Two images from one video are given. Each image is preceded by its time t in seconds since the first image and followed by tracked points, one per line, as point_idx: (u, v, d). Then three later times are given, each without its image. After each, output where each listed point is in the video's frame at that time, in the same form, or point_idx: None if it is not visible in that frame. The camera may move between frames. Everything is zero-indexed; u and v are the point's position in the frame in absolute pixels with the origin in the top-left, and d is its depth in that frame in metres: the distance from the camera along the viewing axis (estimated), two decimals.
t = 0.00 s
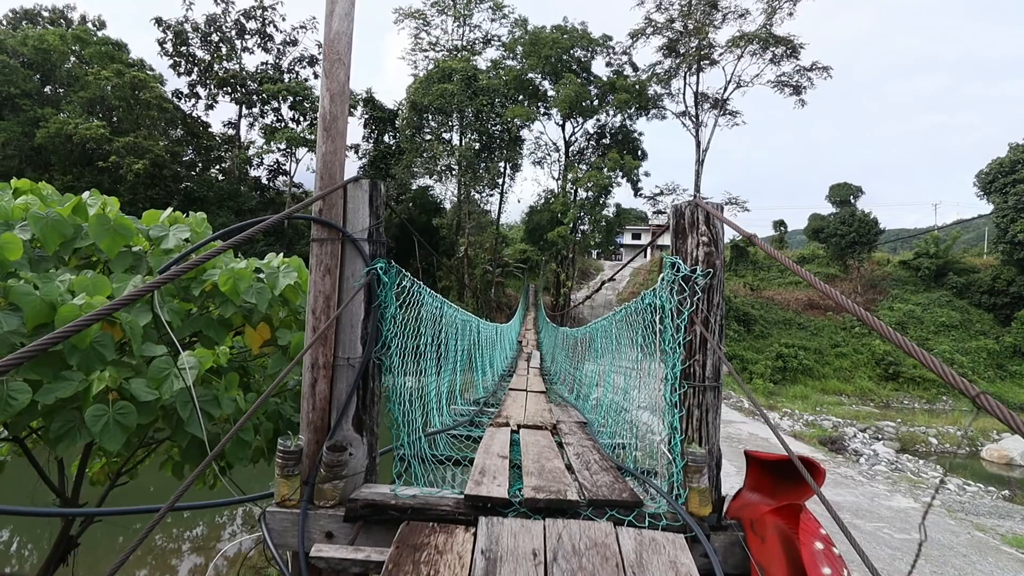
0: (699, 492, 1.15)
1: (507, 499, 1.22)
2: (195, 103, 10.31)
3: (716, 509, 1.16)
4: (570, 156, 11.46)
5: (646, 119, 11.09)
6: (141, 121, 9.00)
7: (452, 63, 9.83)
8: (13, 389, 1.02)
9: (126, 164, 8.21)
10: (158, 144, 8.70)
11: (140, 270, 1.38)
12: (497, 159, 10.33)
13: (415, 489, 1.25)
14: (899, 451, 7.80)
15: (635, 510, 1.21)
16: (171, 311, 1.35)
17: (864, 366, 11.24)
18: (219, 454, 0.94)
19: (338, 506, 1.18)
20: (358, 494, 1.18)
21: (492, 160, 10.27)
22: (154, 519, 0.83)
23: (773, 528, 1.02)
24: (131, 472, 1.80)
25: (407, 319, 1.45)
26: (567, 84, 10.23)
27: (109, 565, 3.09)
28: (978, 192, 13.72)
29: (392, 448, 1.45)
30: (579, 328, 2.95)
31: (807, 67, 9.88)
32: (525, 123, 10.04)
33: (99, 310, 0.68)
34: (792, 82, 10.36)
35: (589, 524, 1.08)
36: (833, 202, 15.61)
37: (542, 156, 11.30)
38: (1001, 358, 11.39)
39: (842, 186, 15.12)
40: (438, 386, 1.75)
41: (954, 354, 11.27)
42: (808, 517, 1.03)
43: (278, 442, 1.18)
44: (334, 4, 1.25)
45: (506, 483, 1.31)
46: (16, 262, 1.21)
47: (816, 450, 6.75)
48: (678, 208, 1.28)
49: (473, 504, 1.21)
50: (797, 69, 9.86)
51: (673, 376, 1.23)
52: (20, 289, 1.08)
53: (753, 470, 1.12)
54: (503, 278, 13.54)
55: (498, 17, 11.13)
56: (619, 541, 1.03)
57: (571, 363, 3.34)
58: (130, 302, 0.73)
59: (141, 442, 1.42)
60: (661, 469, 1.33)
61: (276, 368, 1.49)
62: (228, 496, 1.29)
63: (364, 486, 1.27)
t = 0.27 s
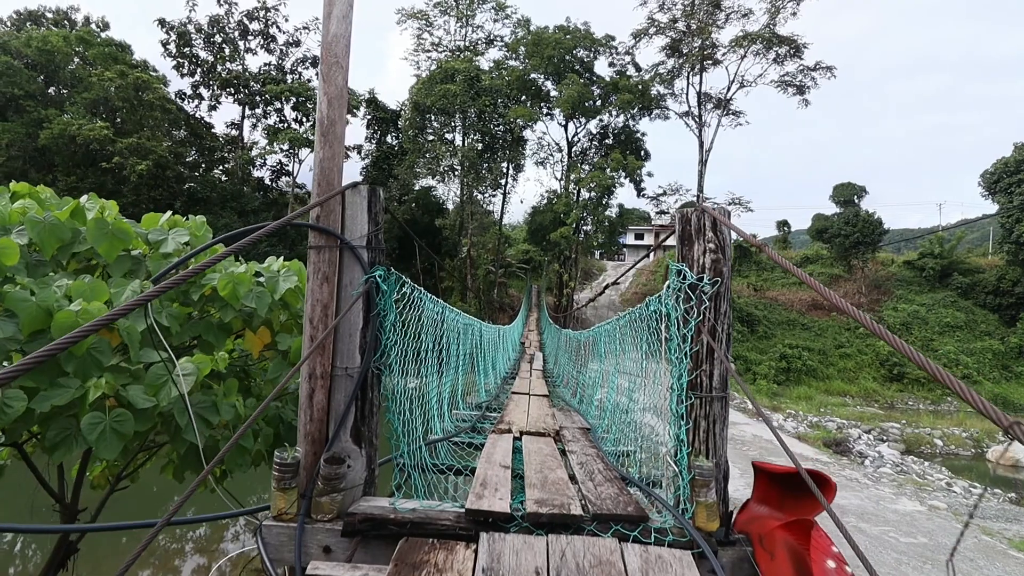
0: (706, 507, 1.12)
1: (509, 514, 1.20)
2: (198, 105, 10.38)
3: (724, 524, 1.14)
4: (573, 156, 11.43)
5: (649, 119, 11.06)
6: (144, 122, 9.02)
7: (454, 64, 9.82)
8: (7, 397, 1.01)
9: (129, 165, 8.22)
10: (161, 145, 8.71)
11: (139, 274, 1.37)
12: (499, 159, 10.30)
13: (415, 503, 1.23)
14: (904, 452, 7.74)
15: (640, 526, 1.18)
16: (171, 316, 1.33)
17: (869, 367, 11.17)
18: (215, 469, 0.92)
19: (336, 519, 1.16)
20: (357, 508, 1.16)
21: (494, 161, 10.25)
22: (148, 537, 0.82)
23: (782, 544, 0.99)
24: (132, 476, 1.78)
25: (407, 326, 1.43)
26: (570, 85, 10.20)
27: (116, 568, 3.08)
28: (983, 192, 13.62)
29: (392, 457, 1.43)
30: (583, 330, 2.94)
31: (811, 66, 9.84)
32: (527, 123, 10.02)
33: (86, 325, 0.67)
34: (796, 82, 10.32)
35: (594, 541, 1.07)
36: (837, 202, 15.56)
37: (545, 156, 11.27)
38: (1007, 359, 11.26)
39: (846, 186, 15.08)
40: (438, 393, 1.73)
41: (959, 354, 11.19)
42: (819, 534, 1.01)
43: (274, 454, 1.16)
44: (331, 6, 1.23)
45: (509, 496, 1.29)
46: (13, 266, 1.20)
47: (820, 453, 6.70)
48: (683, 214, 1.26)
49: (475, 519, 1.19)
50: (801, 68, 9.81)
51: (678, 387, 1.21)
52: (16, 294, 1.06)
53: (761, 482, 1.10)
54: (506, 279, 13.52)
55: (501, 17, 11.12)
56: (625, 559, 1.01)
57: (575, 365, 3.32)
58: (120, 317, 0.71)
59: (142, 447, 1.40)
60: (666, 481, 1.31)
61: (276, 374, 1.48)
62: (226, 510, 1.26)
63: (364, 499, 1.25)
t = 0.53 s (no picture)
0: (712, 516, 1.10)
1: (511, 524, 1.18)
2: (200, 105, 10.38)
3: (730, 533, 1.12)
4: (575, 157, 11.41)
5: (651, 119, 11.04)
6: (147, 123, 9.03)
7: (456, 64, 9.79)
8: (3, 403, 1.00)
9: (131, 165, 8.23)
10: (163, 145, 8.71)
11: (139, 277, 1.36)
12: (501, 159, 10.29)
13: (415, 513, 1.21)
14: (908, 453, 7.69)
15: (645, 535, 1.17)
16: (170, 319, 1.32)
17: (871, 367, 11.12)
18: (215, 475, 0.92)
19: (334, 529, 1.15)
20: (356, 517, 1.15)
21: (496, 161, 10.23)
22: (148, 544, 0.81)
23: (789, 553, 0.98)
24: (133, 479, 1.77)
25: (407, 331, 1.42)
26: (571, 85, 10.18)
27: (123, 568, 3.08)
28: (987, 192, 13.55)
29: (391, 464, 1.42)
30: (585, 333, 2.93)
31: (813, 66, 9.81)
32: (529, 123, 10.01)
33: (90, 329, 0.66)
34: (798, 81, 10.28)
35: (595, 552, 1.06)
36: (839, 202, 15.53)
37: (547, 157, 11.25)
38: (1011, 359, 11.20)
39: (848, 186, 15.07)
40: (437, 397, 1.72)
41: (962, 355, 11.14)
42: (827, 545, 0.99)
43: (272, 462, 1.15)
44: (329, 7, 1.22)
45: (510, 505, 1.27)
46: (12, 269, 1.19)
47: (823, 454, 6.67)
48: (686, 217, 1.25)
49: (476, 529, 1.17)
50: (803, 68, 9.78)
51: (682, 394, 1.19)
52: (12, 298, 1.05)
53: (767, 490, 1.09)
54: (508, 279, 13.50)
55: (503, 17, 11.11)
56: (628, 571, 1.00)
57: (577, 367, 3.31)
58: (121, 323, 0.70)
59: (141, 451, 1.40)
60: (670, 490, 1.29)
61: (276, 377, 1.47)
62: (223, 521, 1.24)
63: (363, 507, 1.23)
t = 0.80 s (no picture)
0: (720, 531, 1.07)
1: (513, 539, 1.16)
2: (203, 106, 10.40)
3: (739, 549, 1.10)
4: (577, 157, 11.38)
5: (653, 119, 11.00)
6: (150, 124, 9.04)
7: (458, 64, 9.77)
8: None
9: (134, 166, 8.24)
10: (166, 146, 8.72)
11: (138, 280, 1.35)
12: (503, 160, 10.25)
13: (416, 526, 1.19)
14: (912, 455, 7.63)
15: (651, 550, 1.15)
16: (169, 324, 1.31)
17: (876, 368, 11.06)
18: (214, 487, 0.90)
19: (333, 542, 1.13)
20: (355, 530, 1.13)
21: (498, 162, 10.21)
22: (147, 557, 0.79)
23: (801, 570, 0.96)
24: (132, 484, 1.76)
25: (407, 339, 1.40)
26: (574, 85, 10.16)
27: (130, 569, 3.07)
28: (992, 192, 13.46)
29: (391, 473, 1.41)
30: (588, 336, 2.91)
31: (816, 66, 9.76)
32: (531, 123, 9.99)
33: (85, 340, 0.64)
34: (801, 81, 10.23)
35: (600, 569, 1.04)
36: (843, 202, 15.47)
37: (549, 157, 11.22)
38: (1017, 361, 11.11)
39: (851, 186, 15.05)
40: (437, 404, 1.70)
41: (967, 356, 11.06)
42: (839, 561, 0.97)
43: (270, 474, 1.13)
44: (328, 8, 1.21)
45: (512, 518, 1.26)
46: (9, 273, 1.17)
47: (828, 456, 6.62)
48: (695, 223, 1.23)
49: (478, 544, 1.16)
50: (806, 68, 9.72)
51: (689, 405, 1.17)
52: (9, 303, 1.04)
53: (775, 502, 1.07)
54: (510, 279, 13.47)
55: (505, 18, 11.09)
56: None
57: (579, 370, 3.30)
58: (121, 330, 0.69)
59: (139, 458, 1.38)
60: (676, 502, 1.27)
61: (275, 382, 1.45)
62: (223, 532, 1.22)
63: (361, 520, 1.21)
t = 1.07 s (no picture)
0: (730, 547, 1.05)
1: (516, 553, 1.14)
2: (207, 108, 10.43)
3: (750, 562, 1.07)
4: (580, 157, 11.35)
5: (656, 119, 10.97)
6: (154, 125, 9.06)
7: (461, 65, 9.75)
8: None
9: (138, 167, 8.26)
10: (169, 147, 8.74)
11: (137, 284, 1.33)
12: (506, 160, 10.23)
13: (418, 539, 1.17)
14: (918, 457, 7.56)
15: (659, 565, 1.13)
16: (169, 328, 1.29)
17: (881, 369, 10.99)
18: (213, 497, 0.89)
19: (332, 554, 1.12)
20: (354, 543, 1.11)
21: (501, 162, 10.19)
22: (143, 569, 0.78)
23: None
24: (134, 488, 1.74)
25: (408, 346, 1.38)
26: (576, 85, 10.14)
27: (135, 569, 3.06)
28: (998, 192, 13.36)
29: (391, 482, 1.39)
30: (591, 339, 2.89)
31: (820, 65, 9.71)
32: (534, 124, 9.97)
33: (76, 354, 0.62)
34: (805, 81, 10.18)
35: None
36: (847, 202, 15.40)
37: (552, 157, 11.19)
38: None
39: (854, 186, 14.98)
40: (438, 411, 1.69)
41: (973, 357, 10.98)
42: None
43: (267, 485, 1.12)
44: (326, 8, 1.19)
45: (515, 532, 1.24)
46: (7, 277, 1.16)
47: (833, 458, 6.58)
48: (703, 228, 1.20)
49: (481, 558, 1.13)
50: (810, 67, 9.67)
51: (697, 415, 1.15)
52: (5, 308, 1.03)
53: (786, 514, 1.05)
54: (513, 280, 13.44)
55: (508, 18, 11.07)
56: None
57: (582, 373, 3.28)
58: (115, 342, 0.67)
59: (138, 464, 1.36)
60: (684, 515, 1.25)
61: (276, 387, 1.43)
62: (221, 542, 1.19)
63: (360, 533, 1.20)
